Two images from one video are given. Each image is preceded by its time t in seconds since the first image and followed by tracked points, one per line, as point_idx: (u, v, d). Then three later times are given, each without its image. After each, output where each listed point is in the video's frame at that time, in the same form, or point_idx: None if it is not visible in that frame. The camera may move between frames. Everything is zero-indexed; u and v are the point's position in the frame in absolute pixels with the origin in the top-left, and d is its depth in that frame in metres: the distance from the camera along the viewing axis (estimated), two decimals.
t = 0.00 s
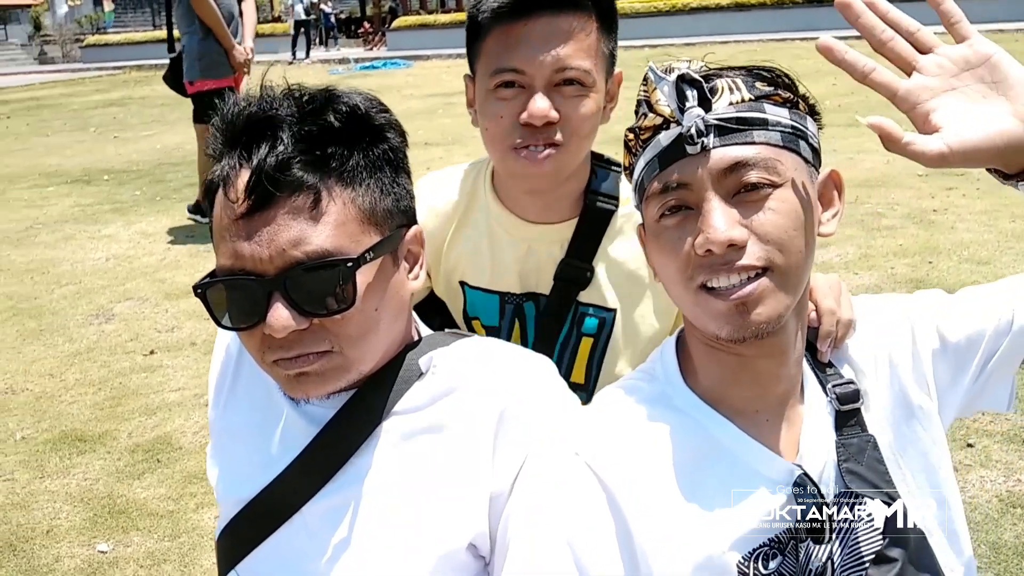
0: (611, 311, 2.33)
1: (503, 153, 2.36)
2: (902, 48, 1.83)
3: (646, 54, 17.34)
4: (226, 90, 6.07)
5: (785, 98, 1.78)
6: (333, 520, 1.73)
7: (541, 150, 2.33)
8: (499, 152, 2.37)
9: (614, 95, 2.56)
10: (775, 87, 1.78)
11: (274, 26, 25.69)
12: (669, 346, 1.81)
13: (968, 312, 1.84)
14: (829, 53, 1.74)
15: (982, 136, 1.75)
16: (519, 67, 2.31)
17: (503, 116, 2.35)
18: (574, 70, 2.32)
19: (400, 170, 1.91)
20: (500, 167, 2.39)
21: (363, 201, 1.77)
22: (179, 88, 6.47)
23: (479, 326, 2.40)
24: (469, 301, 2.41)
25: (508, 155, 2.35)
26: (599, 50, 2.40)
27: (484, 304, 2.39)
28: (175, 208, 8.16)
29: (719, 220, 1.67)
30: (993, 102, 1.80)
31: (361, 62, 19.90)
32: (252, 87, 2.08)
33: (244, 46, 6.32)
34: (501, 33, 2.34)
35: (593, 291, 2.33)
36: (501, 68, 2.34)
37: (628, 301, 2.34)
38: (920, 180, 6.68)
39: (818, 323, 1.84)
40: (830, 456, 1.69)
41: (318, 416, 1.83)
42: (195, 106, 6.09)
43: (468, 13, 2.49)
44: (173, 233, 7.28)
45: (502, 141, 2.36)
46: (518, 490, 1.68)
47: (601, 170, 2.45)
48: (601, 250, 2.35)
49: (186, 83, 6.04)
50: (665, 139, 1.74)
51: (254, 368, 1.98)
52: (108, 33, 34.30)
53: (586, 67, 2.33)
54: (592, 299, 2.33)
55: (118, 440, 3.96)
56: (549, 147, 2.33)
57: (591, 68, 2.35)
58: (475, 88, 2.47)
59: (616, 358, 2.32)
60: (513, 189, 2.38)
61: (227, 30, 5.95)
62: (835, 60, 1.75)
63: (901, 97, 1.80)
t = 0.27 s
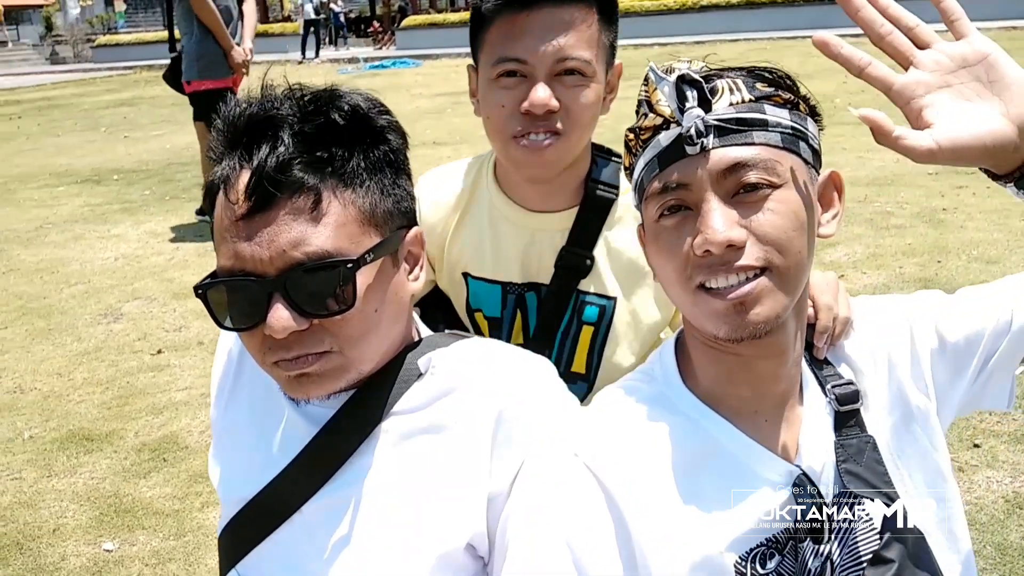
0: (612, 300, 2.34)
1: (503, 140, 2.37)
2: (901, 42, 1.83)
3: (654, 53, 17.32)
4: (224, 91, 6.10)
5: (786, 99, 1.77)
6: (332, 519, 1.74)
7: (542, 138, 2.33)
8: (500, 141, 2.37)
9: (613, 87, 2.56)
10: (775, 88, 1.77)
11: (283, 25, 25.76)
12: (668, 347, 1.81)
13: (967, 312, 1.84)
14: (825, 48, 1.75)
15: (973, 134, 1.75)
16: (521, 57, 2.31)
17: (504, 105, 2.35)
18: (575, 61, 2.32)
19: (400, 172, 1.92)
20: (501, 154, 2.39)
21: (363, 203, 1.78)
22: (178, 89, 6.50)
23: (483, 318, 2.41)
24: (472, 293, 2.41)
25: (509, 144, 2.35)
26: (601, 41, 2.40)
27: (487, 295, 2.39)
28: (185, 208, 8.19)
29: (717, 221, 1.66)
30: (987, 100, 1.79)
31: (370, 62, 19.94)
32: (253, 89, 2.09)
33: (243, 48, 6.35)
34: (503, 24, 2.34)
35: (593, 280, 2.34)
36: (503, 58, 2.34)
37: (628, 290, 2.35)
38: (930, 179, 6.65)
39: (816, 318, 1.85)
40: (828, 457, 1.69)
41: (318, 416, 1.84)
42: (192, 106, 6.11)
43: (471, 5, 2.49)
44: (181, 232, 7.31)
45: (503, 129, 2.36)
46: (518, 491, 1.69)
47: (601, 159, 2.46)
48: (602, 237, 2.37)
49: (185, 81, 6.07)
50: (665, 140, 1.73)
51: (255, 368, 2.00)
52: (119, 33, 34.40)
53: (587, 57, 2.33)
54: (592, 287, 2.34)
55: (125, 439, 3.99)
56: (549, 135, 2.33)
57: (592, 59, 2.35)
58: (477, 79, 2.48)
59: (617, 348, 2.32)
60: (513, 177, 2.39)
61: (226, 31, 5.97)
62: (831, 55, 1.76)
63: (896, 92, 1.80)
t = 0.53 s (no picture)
0: (613, 288, 2.34)
1: (507, 130, 2.38)
2: (913, 26, 1.84)
3: (664, 50, 17.28)
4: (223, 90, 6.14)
5: (789, 99, 1.75)
6: (334, 519, 1.75)
7: (544, 127, 2.34)
8: (504, 130, 2.39)
9: (615, 80, 2.55)
10: (778, 88, 1.76)
11: (293, 24, 25.81)
12: (670, 347, 1.80)
13: (968, 312, 1.83)
14: (844, 18, 1.78)
15: (969, 125, 1.74)
16: (525, 48, 2.32)
17: (508, 95, 2.36)
18: (578, 53, 2.33)
19: (403, 172, 1.93)
20: (502, 141, 2.41)
21: (365, 204, 1.79)
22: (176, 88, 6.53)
23: (486, 310, 2.42)
24: (476, 284, 2.42)
25: (511, 133, 2.37)
26: (605, 34, 2.40)
27: (491, 287, 2.41)
28: (195, 207, 8.23)
29: (719, 222, 1.64)
30: (987, 94, 1.79)
31: (380, 60, 19.97)
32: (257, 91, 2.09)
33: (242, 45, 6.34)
34: (507, 15, 2.33)
35: (595, 268, 2.34)
36: (507, 49, 2.34)
37: (630, 279, 2.34)
38: (941, 175, 6.61)
39: (816, 311, 1.85)
40: (828, 456, 1.69)
41: (320, 416, 1.85)
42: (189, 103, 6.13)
43: None
44: (191, 231, 7.34)
45: (506, 118, 2.38)
46: (519, 490, 1.69)
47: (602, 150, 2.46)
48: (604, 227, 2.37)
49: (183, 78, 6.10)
50: (667, 140, 1.72)
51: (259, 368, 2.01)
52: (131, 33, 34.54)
53: (591, 49, 2.34)
54: (594, 275, 2.35)
55: (134, 438, 4.01)
56: (552, 124, 2.34)
57: (595, 51, 2.36)
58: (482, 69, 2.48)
59: (619, 336, 2.33)
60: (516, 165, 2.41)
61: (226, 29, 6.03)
62: (848, 25, 1.79)
63: (900, 75, 1.82)
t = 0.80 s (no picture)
0: (615, 278, 2.34)
1: (511, 122, 2.39)
2: (891, 57, 1.80)
3: (672, 48, 17.25)
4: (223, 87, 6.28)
5: (792, 99, 1.74)
6: (337, 518, 1.76)
7: (549, 119, 2.35)
8: (508, 121, 2.40)
9: (617, 75, 2.55)
10: (781, 89, 1.74)
11: (303, 23, 25.89)
12: (671, 347, 1.79)
13: (971, 313, 1.83)
14: (833, 27, 1.79)
15: (978, 135, 1.75)
16: (531, 41, 2.32)
17: (513, 87, 2.37)
18: (583, 47, 2.33)
19: (406, 174, 1.94)
20: (507, 134, 2.42)
21: (368, 205, 1.79)
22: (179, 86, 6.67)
23: (490, 302, 2.42)
24: (480, 276, 2.43)
25: (515, 124, 2.38)
26: (608, 29, 2.40)
27: (495, 279, 2.41)
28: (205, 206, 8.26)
29: (722, 222, 1.64)
30: (987, 99, 1.80)
31: (390, 59, 20.03)
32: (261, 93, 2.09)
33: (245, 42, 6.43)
34: (513, 10, 2.33)
35: (597, 258, 2.35)
36: (513, 42, 2.35)
37: (632, 271, 2.34)
38: (950, 173, 6.58)
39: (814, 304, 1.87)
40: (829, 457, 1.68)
41: (323, 415, 1.85)
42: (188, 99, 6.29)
43: None
44: (201, 231, 7.37)
45: (511, 110, 2.39)
46: (521, 490, 1.68)
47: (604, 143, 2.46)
48: (606, 219, 2.37)
49: (184, 74, 6.25)
50: (671, 140, 1.70)
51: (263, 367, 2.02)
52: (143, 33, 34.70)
53: (595, 44, 2.35)
54: (597, 265, 2.35)
55: (142, 436, 4.03)
56: (557, 116, 2.35)
57: (600, 45, 2.36)
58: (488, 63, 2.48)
59: (620, 328, 2.32)
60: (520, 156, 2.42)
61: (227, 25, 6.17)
62: (839, 35, 1.81)
63: (895, 103, 1.77)
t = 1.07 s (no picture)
0: (618, 268, 2.35)
1: (517, 116, 2.40)
2: (914, 37, 1.83)
3: (681, 47, 17.23)
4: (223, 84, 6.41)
5: (796, 100, 1.73)
6: (341, 517, 1.77)
7: (554, 114, 2.35)
8: (514, 115, 2.40)
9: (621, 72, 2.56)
10: (785, 89, 1.74)
11: (313, 23, 25.96)
12: (674, 347, 1.79)
13: (974, 315, 1.83)
14: (839, 39, 1.79)
15: (974, 138, 1.75)
16: (538, 37, 2.33)
17: (520, 82, 2.37)
18: (589, 44, 2.34)
19: (410, 175, 1.95)
20: (512, 129, 2.43)
21: (371, 206, 1.80)
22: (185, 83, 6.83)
23: (495, 295, 2.44)
24: (485, 269, 2.44)
25: (521, 119, 2.38)
26: (614, 27, 2.41)
27: (499, 271, 2.42)
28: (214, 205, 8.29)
29: (725, 221, 1.63)
30: (988, 108, 1.78)
31: (400, 59, 20.07)
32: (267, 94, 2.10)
33: (248, 40, 6.54)
34: (521, 6, 2.33)
35: (600, 249, 2.36)
36: (520, 38, 2.35)
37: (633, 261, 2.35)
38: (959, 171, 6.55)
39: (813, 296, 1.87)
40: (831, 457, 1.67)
41: (327, 414, 1.86)
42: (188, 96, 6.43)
43: None
44: (210, 230, 7.40)
45: (516, 104, 2.39)
46: (523, 490, 1.68)
47: (607, 137, 2.46)
48: (609, 212, 2.37)
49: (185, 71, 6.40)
50: (675, 140, 1.70)
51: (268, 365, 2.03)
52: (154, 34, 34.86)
53: (601, 41, 2.35)
54: (599, 255, 2.36)
55: (152, 435, 4.05)
56: (562, 111, 2.35)
57: (605, 43, 2.37)
58: (495, 59, 2.49)
59: (621, 320, 2.33)
60: (524, 151, 2.42)
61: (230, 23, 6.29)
62: (844, 46, 1.80)
63: (901, 88, 1.81)
